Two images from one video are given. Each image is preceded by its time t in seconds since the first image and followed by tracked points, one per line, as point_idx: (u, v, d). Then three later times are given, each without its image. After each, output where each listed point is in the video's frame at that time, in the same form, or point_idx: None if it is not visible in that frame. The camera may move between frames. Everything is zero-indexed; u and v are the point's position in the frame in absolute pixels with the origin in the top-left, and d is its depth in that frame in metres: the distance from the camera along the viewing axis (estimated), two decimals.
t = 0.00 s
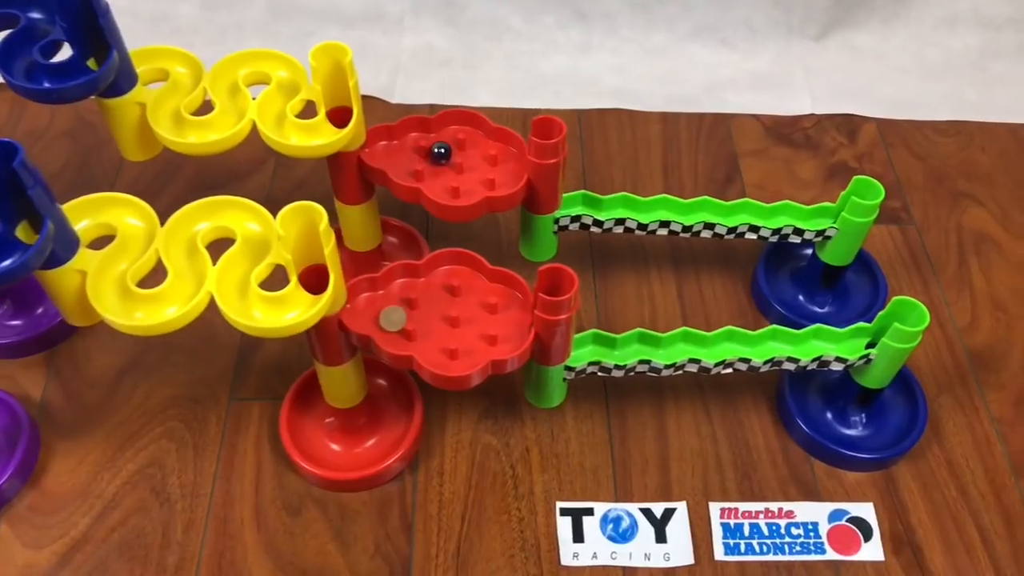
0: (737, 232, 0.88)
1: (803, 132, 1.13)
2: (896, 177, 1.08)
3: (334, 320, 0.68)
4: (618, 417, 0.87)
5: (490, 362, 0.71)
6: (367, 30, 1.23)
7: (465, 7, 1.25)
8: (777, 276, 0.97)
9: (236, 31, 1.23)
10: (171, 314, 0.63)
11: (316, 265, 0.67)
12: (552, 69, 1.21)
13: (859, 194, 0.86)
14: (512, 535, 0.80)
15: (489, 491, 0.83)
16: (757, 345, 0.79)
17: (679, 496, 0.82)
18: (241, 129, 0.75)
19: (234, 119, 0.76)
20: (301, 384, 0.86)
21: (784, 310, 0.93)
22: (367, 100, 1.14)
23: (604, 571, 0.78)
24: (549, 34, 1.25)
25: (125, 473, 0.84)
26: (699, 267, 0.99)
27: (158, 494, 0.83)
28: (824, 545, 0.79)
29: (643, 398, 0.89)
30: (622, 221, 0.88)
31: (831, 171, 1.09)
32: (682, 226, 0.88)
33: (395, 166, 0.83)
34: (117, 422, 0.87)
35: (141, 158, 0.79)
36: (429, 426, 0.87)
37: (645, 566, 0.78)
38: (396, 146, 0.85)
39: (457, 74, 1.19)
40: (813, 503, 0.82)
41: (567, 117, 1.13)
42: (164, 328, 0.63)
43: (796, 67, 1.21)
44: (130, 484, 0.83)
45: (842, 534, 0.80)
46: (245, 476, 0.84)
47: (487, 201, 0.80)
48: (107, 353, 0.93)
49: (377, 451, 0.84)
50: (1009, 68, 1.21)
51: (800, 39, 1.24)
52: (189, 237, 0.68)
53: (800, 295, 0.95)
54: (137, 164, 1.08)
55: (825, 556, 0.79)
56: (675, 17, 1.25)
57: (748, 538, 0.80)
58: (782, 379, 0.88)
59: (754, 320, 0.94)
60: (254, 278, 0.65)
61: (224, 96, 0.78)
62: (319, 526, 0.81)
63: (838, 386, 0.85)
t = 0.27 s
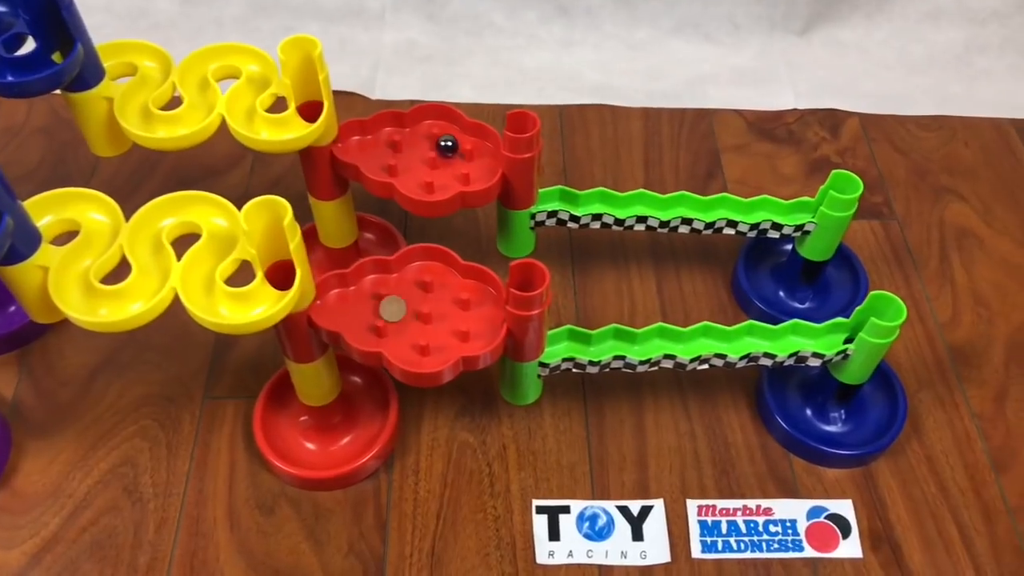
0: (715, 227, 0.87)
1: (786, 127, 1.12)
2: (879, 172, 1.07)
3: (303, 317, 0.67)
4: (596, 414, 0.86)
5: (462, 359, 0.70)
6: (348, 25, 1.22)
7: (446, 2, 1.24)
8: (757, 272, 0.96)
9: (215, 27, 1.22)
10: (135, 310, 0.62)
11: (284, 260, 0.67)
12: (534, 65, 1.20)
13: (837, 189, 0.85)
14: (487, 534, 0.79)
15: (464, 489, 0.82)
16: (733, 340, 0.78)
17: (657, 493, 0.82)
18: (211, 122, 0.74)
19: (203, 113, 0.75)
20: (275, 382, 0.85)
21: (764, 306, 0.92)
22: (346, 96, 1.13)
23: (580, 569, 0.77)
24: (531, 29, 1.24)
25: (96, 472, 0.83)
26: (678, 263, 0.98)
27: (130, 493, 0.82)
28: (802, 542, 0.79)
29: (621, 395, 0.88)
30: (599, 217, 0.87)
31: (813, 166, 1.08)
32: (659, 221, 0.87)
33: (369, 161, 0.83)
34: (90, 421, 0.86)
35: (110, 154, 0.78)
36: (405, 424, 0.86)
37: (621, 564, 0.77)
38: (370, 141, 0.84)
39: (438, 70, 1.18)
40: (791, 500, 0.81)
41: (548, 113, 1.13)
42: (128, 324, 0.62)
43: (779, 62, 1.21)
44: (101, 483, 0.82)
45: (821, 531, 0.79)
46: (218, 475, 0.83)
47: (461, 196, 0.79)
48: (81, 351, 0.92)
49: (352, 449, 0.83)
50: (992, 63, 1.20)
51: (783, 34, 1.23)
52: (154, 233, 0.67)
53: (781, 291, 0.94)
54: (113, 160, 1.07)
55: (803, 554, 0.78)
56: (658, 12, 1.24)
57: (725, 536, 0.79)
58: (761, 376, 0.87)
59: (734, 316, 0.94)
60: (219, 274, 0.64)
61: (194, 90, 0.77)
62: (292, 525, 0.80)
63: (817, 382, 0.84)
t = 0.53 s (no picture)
0: (699, 220, 0.87)
1: (773, 121, 1.12)
2: (866, 165, 1.07)
3: (283, 309, 0.67)
4: (581, 407, 0.86)
5: (444, 351, 0.70)
6: (335, 20, 1.22)
7: None
8: (743, 265, 0.96)
9: (202, 23, 1.21)
10: (115, 302, 0.62)
11: (264, 252, 0.66)
12: (522, 59, 1.20)
13: (820, 181, 0.85)
14: (471, 527, 0.79)
15: (449, 482, 0.82)
16: (717, 332, 0.78)
17: (641, 486, 0.81)
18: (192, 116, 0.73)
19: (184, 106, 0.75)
20: (258, 376, 0.84)
21: (750, 299, 0.92)
22: (333, 91, 1.13)
23: (563, 562, 0.77)
24: (518, 24, 1.23)
25: (79, 467, 0.83)
26: (664, 256, 0.98)
27: (113, 488, 0.82)
28: (787, 534, 0.79)
29: (606, 388, 0.88)
30: (582, 210, 0.87)
31: (800, 160, 1.08)
32: (643, 214, 0.87)
33: (352, 154, 0.82)
34: (73, 417, 0.86)
35: (92, 148, 0.77)
36: (389, 417, 0.86)
37: (605, 557, 0.77)
38: (352, 134, 0.84)
39: (425, 65, 1.18)
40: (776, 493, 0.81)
41: (535, 107, 1.12)
42: (108, 316, 0.61)
43: (766, 56, 1.21)
44: (84, 478, 0.82)
45: (805, 523, 0.79)
46: (202, 470, 0.83)
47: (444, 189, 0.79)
48: (65, 346, 0.91)
49: (336, 443, 0.83)
50: (979, 57, 1.20)
51: (771, 28, 1.23)
52: (133, 225, 0.66)
53: (766, 284, 0.94)
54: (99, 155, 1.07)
55: (787, 546, 0.78)
56: (645, 6, 1.24)
57: (709, 528, 0.79)
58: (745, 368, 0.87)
59: (720, 309, 0.94)
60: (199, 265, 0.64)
61: (174, 83, 0.77)
62: (276, 519, 0.80)
63: (802, 374, 0.84)
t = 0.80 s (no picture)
0: (682, 214, 0.87)
1: (760, 115, 1.11)
2: (853, 159, 1.07)
3: (258, 304, 0.66)
4: (564, 403, 0.86)
5: (422, 346, 0.69)
6: (319, 15, 1.21)
7: None
8: (728, 259, 0.95)
9: (186, 18, 1.20)
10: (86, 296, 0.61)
11: (239, 245, 0.65)
12: (507, 54, 1.19)
13: (804, 174, 0.85)
14: (452, 525, 0.78)
15: (430, 479, 0.81)
16: (699, 327, 0.78)
17: (624, 483, 0.81)
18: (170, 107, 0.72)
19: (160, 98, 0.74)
20: (237, 373, 0.83)
21: (736, 295, 0.91)
22: (317, 86, 1.12)
23: (545, 559, 0.76)
24: (504, 18, 1.23)
25: (56, 466, 0.82)
26: (649, 251, 0.97)
27: (90, 486, 0.81)
28: (771, 531, 0.78)
29: (590, 384, 0.87)
30: (565, 204, 0.86)
31: (787, 154, 1.07)
32: (627, 208, 0.86)
33: (331, 148, 0.81)
34: (50, 414, 0.85)
35: (67, 142, 0.77)
36: (371, 414, 0.85)
37: (587, 554, 0.77)
38: (331, 128, 0.83)
39: (410, 60, 1.17)
40: (760, 489, 0.80)
41: (520, 101, 1.11)
42: (79, 310, 0.60)
43: (754, 50, 1.20)
44: (61, 477, 0.81)
45: (789, 520, 0.79)
46: (180, 467, 0.82)
47: (423, 182, 0.78)
48: (43, 344, 0.90)
49: (316, 440, 0.82)
50: (967, 50, 1.20)
51: (759, 21, 1.23)
52: (107, 218, 0.65)
53: (752, 279, 0.93)
54: (80, 151, 1.06)
55: (771, 543, 0.77)
56: None
57: (693, 525, 0.78)
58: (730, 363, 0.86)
59: (705, 304, 0.93)
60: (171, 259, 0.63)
61: (151, 76, 0.76)
62: (255, 517, 0.79)
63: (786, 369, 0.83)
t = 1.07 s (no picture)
0: (664, 212, 0.85)
1: (746, 112, 1.10)
2: (839, 156, 1.05)
3: (228, 305, 0.65)
4: (545, 404, 0.84)
5: (396, 347, 0.68)
6: (301, 12, 1.19)
7: None
8: (712, 258, 0.94)
9: (166, 15, 1.19)
10: (50, 296, 0.60)
11: (207, 245, 0.64)
12: (491, 51, 1.18)
13: (787, 171, 0.83)
14: (429, 528, 0.77)
15: (407, 482, 0.80)
16: (679, 327, 0.76)
17: (605, 485, 0.79)
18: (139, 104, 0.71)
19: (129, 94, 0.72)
20: (212, 375, 0.82)
21: (719, 294, 0.90)
22: (297, 84, 1.11)
23: (524, 563, 0.75)
24: (488, 15, 1.21)
25: (28, 469, 0.81)
26: (632, 250, 0.96)
27: (62, 490, 0.79)
28: (753, 534, 0.77)
29: (571, 385, 0.86)
30: (545, 202, 0.85)
31: (772, 152, 1.06)
32: (608, 207, 0.85)
33: (306, 147, 0.80)
34: (23, 418, 0.84)
35: (34, 140, 0.75)
36: (348, 416, 0.84)
37: (566, 558, 0.75)
38: (307, 126, 0.82)
39: (392, 57, 1.16)
40: (742, 491, 0.79)
41: (503, 99, 1.10)
42: (42, 310, 0.59)
43: (740, 46, 1.19)
44: (32, 480, 0.80)
45: (772, 522, 0.77)
46: (154, 471, 0.81)
47: (399, 181, 0.77)
48: (16, 346, 0.89)
49: (292, 443, 0.81)
50: (955, 46, 1.19)
51: (745, 18, 1.21)
52: (72, 218, 0.64)
53: (736, 278, 0.92)
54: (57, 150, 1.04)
55: (753, 545, 0.76)
56: None
57: (674, 528, 0.77)
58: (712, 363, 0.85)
59: (688, 304, 0.92)
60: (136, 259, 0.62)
61: (120, 73, 0.74)
62: (230, 521, 0.78)
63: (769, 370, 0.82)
